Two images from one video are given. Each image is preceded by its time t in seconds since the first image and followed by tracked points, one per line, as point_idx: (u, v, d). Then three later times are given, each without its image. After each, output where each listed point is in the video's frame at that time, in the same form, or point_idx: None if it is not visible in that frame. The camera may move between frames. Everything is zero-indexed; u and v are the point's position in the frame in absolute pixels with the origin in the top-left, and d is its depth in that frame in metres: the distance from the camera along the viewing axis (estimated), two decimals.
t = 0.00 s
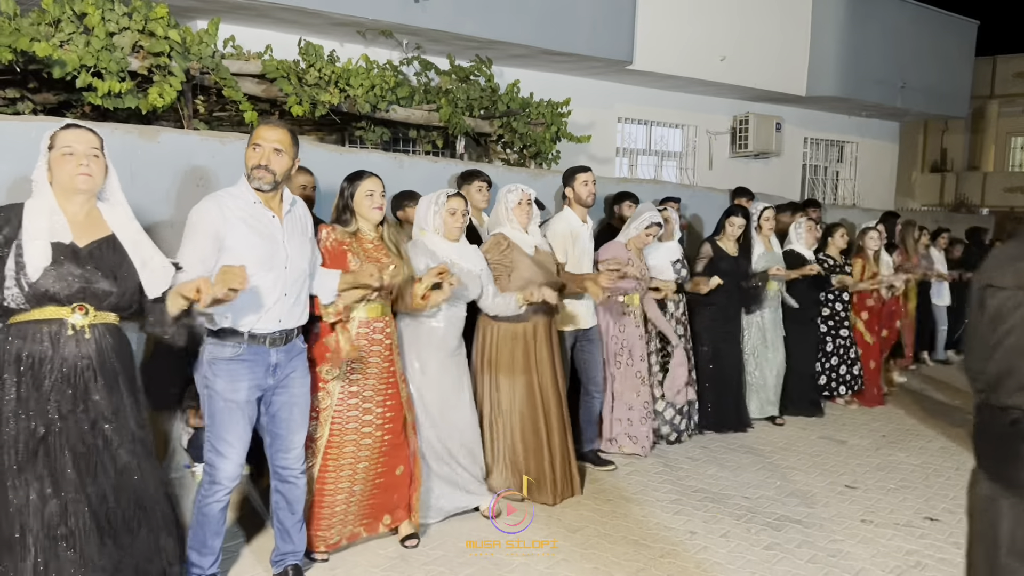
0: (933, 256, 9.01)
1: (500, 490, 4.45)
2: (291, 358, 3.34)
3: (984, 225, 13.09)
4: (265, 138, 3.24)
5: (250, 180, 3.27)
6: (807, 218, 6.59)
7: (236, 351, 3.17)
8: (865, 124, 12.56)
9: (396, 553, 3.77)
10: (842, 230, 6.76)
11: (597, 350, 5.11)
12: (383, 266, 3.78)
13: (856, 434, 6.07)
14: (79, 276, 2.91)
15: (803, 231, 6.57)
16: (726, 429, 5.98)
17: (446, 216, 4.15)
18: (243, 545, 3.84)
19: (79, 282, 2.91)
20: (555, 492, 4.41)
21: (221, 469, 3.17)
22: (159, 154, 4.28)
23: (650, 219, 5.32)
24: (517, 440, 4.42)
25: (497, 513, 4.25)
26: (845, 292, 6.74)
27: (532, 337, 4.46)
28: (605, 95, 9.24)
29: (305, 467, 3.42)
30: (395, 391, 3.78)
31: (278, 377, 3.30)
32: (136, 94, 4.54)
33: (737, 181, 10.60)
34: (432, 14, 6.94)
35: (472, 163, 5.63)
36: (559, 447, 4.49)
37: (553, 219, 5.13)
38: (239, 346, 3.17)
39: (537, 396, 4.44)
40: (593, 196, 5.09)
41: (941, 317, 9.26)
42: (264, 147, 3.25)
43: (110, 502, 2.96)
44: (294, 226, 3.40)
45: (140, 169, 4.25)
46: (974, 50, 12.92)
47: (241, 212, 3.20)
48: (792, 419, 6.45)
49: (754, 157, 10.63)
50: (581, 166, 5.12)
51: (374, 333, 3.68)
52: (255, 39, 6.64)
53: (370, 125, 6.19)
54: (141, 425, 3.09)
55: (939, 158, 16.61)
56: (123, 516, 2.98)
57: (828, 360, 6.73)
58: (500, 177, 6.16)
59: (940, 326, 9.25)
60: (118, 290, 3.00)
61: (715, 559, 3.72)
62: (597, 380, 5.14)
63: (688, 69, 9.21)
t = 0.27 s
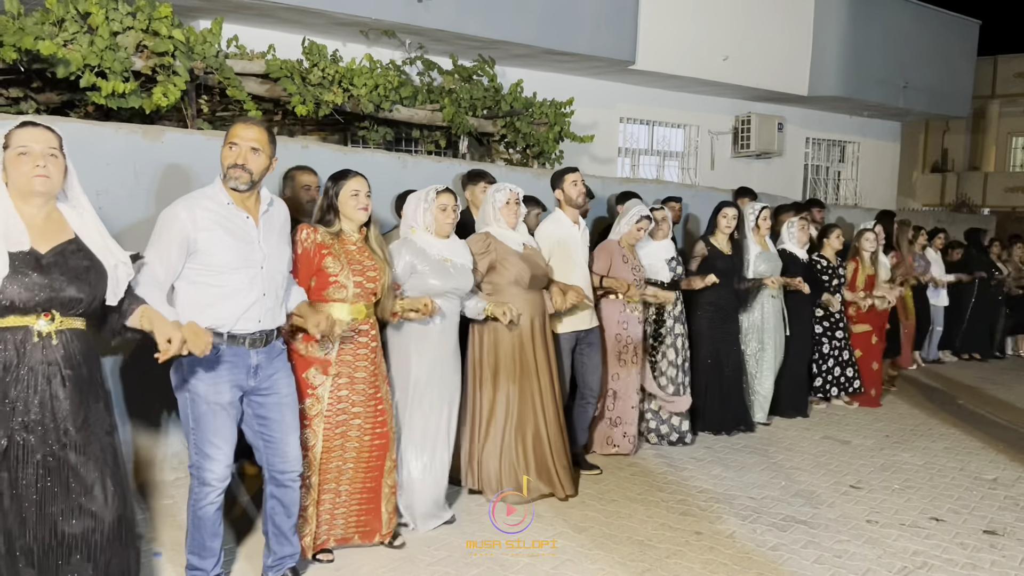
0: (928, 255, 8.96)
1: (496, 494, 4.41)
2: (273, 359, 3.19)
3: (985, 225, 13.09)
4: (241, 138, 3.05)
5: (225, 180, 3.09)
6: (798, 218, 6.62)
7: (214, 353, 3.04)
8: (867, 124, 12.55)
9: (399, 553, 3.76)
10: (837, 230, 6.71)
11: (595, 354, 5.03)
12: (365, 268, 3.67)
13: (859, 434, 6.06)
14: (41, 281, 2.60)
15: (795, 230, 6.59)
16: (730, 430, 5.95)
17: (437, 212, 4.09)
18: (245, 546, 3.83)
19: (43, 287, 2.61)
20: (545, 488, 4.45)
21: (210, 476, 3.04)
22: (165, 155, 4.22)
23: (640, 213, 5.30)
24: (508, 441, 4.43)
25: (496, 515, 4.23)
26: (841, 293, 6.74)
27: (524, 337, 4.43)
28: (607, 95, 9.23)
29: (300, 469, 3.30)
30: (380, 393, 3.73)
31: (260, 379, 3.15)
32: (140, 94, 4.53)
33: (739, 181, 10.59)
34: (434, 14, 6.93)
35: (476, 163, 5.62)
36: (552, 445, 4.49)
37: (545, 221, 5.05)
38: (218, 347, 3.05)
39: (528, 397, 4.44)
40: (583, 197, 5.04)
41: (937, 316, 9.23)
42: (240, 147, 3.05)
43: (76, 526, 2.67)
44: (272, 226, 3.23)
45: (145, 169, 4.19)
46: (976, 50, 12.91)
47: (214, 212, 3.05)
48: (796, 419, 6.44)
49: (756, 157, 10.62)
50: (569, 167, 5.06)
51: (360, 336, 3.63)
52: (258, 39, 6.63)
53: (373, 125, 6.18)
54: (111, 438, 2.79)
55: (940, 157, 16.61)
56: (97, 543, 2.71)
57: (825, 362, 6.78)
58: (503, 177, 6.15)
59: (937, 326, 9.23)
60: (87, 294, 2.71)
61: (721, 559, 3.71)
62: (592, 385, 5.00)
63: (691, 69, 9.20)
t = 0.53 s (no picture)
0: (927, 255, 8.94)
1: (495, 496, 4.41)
2: (265, 354, 3.18)
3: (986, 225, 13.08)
4: (222, 128, 2.99)
5: (207, 170, 3.04)
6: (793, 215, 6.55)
7: (209, 348, 3.01)
8: (868, 124, 12.54)
9: (403, 553, 3.75)
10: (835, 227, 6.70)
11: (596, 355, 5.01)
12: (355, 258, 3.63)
13: (861, 435, 6.06)
14: (41, 259, 2.60)
15: (790, 227, 6.52)
16: (733, 429, 6.00)
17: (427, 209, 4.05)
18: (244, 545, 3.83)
19: (43, 268, 2.61)
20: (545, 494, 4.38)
21: (201, 471, 3.03)
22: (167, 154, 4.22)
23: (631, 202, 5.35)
24: (506, 442, 4.39)
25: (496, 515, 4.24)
26: (840, 290, 6.70)
27: (524, 336, 4.38)
28: (609, 96, 9.23)
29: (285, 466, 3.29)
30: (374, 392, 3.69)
31: (253, 374, 3.14)
32: (143, 93, 4.54)
33: (740, 182, 10.59)
34: (436, 14, 6.93)
35: (479, 163, 5.62)
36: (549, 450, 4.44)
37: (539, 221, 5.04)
38: (212, 342, 3.02)
39: (527, 397, 4.39)
40: (574, 195, 5.03)
41: (935, 316, 9.21)
42: (222, 137, 2.99)
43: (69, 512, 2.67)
44: (257, 215, 3.19)
45: (149, 169, 4.20)
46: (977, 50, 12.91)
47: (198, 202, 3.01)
48: (798, 420, 6.43)
49: (758, 157, 10.62)
50: (561, 165, 5.01)
51: (354, 330, 3.60)
52: (260, 39, 6.63)
53: (375, 125, 6.18)
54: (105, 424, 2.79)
55: (940, 158, 17.09)
56: (87, 530, 2.70)
57: (818, 360, 6.80)
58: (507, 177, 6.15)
59: (934, 325, 9.21)
60: (86, 274, 2.70)
61: (724, 560, 3.71)
62: (592, 385, 4.98)
63: (692, 69, 9.20)
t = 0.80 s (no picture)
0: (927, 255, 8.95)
1: (496, 495, 4.37)
2: (265, 356, 3.19)
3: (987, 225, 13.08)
4: (223, 134, 3.04)
5: (207, 176, 3.06)
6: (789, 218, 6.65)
7: (209, 351, 3.02)
8: (869, 124, 12.54)
9: (405, 554, 3.75)
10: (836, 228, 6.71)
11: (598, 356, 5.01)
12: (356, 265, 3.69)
13: (862, 436, 6.06)
14: (39, 286, 2.61)
15: (785, 229, 6.65)
16: (732, 431, 5.97)
17: (426, 207, 4.11)
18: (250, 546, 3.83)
19: (42, 292, 2.61)
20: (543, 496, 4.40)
21: (205, 472, 3.04)
22: (169, 157, 4.23)
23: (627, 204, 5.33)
24: (508, 445, 4.36)
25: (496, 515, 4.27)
26: (839, 293, 6.73)
27: (527, 338, 4.37)
28: (609, 96, 9.23)
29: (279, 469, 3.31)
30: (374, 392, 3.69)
31: (254, 376, 3.15)
32: (145, 95, 4.55)
33: (741, 182, 10.59)
34: (437, 15, 6.93)
35: (480, 164, 5.63)
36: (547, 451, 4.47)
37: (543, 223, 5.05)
38: (212, 345, 3.02)
39: (529, 400, 4.38)
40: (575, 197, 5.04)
41: (935, 318, 9.19)
42: (223, 144, 3.04)
43: (78, 521, 2.72)
44: (253, 220, 3.20)
45: (150, 172, 4.20)
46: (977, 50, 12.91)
47: (198, 208, 3.01)
48: (799, 420, 6.44)
49: (758, 158, 10.62)
50: (559, 168, 5.06)
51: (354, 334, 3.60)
52: (261, 39, 6.63)
53: (376, 126, 6.19)
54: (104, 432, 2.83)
55: (941, 158, 17.10)
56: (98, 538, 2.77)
57: (818, 361, 6.81)
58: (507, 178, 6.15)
59: (936, 325, 9.17)
60: (86, 298, 2.71)
61: (726, 561, 3.71)
62: (597, 387, 4.97)
63: (692, 69, 9.21)
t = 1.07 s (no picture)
0: (926, 256, 8.96)
1: (495, 494, 4.38)
2: (268, 355, 3.20)
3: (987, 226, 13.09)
4: (227, 134, 3.04)
5: (211, 176, 3.09)
6: (790, 219, 6.71)
7: (214, 351, 3.03)
8: (869, 125, 12.55)
9: (407, 554, 3.76)
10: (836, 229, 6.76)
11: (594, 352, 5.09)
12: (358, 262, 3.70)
13: (862, 436, 6.08)
14: (53, 272, 2.60)
15: (787, 230, 6.67)
16: (726, 430, 6.00)
17: (428, 211, 4.10)
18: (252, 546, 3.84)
19: (55, 279, 2.61)
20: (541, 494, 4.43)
21: (210, 471, 3.04)
22: (170, 157, 4.23)
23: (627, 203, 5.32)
24: (509, 443, 4.37)
25: (496, 514, 4.26)
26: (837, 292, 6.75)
27: (523, 336, 4.41)
28: (610, 97, 9.24)
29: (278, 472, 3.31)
30: (372, 390, 3.71)
31: (257, 375, 3.16)
32: (147, 96, 4.55)
33: (741, 183, 10.60)
34: (438, 16, 6.94)
35: (481, 165, 5.64)
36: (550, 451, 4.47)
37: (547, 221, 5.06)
38: (216, 345, 3.03)
39: (529, 398, 4.39)
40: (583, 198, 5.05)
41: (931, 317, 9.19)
42: (228, 143, 3.05)
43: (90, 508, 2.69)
44: (257, 222, 3.24)
45: (151, 171, 4.20)
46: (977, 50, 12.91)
47: (203, 211, 3.04)
48: (799, 420, 6.45)
49: (758, 158, 10.63)
50: (569, 169, 5.04)
51: (352, 332, 3.61)
52: (262, 40, 6.64)
53: (377, 127, 6.20)
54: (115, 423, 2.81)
55: (941, 158, 17.16)
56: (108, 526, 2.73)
57: (817, 361, 6.80)
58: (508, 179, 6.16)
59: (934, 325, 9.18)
60: (98, 283, 2.71)
61: (726, 562, 3.73)
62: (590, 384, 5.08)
63: (693, 70, 9.21)
